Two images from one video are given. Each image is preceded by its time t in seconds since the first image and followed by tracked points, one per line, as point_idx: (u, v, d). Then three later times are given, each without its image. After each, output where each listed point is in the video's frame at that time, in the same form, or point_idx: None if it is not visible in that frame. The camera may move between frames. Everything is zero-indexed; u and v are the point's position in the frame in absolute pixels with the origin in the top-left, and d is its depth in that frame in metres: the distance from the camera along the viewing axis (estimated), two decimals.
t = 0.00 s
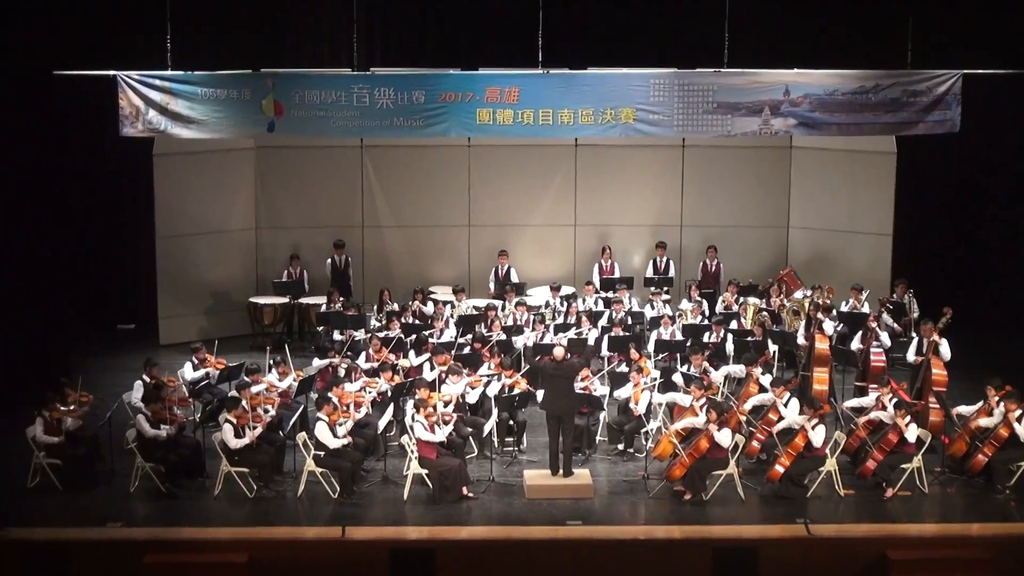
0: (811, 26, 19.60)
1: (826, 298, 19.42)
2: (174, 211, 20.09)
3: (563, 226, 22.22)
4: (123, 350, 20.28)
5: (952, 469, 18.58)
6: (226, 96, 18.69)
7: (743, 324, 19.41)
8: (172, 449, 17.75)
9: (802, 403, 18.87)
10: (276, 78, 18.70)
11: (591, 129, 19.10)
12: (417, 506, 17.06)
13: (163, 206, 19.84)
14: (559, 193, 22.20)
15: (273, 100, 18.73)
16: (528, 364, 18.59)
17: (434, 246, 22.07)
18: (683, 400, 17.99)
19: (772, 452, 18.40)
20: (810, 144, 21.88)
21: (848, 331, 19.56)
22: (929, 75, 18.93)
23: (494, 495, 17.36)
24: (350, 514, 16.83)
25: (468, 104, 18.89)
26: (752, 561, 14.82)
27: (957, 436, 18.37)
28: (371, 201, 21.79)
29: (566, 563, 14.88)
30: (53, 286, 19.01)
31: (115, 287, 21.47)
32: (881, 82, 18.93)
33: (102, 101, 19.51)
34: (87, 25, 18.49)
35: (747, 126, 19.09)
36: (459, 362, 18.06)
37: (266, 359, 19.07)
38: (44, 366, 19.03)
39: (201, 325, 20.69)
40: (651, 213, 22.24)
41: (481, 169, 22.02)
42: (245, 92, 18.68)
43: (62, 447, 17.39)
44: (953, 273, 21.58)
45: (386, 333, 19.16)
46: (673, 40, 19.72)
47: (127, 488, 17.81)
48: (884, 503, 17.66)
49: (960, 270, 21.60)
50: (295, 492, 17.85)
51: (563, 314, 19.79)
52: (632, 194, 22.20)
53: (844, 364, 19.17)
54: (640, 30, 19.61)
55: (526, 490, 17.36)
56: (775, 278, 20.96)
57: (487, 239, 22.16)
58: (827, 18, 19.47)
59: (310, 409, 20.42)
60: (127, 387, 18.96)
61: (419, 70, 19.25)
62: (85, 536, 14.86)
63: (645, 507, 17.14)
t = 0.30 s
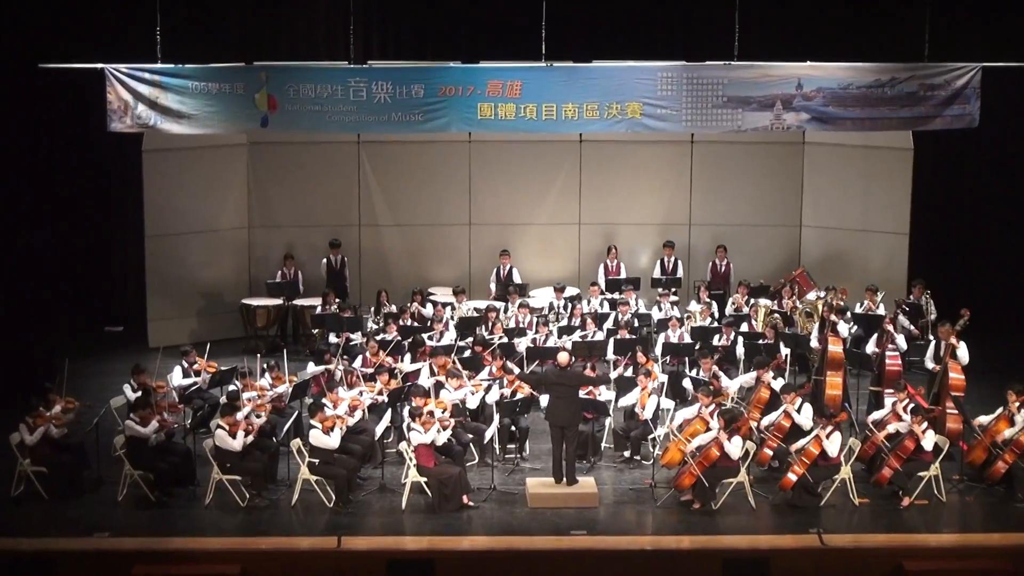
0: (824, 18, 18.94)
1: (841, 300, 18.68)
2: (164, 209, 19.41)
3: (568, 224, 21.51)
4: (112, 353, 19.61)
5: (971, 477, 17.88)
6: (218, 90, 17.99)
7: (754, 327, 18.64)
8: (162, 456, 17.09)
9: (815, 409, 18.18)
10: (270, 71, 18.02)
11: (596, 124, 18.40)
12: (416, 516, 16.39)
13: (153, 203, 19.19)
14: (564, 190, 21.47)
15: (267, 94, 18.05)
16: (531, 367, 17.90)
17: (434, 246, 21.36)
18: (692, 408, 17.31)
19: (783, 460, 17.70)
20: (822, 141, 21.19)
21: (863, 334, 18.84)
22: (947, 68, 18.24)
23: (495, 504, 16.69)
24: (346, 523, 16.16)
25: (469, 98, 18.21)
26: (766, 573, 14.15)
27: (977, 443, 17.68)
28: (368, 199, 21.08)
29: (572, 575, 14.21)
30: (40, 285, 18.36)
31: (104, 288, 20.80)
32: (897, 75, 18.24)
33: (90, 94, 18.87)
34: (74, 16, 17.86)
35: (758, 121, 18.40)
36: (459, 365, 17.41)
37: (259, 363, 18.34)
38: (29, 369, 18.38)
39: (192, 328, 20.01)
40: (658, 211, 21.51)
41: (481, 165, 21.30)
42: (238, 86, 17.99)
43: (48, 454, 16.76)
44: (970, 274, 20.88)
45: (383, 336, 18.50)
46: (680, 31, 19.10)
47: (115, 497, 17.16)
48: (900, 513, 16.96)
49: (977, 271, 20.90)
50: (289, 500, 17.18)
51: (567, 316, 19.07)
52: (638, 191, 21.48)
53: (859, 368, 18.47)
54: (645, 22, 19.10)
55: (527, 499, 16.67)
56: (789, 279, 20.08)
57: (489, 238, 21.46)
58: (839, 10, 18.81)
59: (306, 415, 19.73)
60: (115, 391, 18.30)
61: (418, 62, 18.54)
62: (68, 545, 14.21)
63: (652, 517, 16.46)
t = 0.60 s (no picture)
0: (839, 9, 18.22)
1: (859, 302, 17.88)
2: (154, 208, 18.68)
3: (574, 223, 20.72)
4: (101, 357, 18.86)
5: (996, 488, 17.07)
6: (209, 83, 17.28)
7: (769, 330, 17.83)
8: (152, 465, 16.35)
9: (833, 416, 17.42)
10: (264, 64, 17.31)
11: (604, 119, 17.65)
12: (416, 527, 15.64)
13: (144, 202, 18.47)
14: (570, 188, 20.69)
15: (261, 87, 17.34)
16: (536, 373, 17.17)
17: (436, 246, 20.59)
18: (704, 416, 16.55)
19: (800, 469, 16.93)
20: (837, 137, 20.43)
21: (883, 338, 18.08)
22: (969, 60, 17.47)
23: (499, 516, 15.91)
24: (342, 535, 15.41)
25: (471, 92, 17.46)
26: None
27: (1001, 452, 16.87)
28: (366, 197, 20.31)
29: None
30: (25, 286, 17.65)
31: (93, 291, 20.07)
32: (917, 67, 17.48)
33: (78, 88, 18.17)
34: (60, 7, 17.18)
35: (773, 116, 17.64)
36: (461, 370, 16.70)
37: (253, 369, 17.56)
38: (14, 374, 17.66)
39: (184, 331, 19.25)
40: (668, 210, 20.73)
41: (484, 162, 20.52)
42: (230, 79, 17.28)
43: (32, 463, 16.04)
44: (992, 275, 20.09)
45: (381, 340, 17.74)
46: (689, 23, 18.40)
47: (103, 507, 16.39)
48: (922, 525, 16.17)
49: (999, 272, 20.11)
50: (284, 511, 16.42)
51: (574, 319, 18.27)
52: (647, 189, 20.71)
53: (878, 374, 17.70)
54: (654, 12, 18.38)
55: (533, 510, 15.90)
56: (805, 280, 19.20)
57: (492, 238, 20.68)
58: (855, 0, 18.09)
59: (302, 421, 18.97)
60: (102, 397, 17.56)
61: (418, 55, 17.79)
62: (49, 559, 13.49)
63: (663, 529, 15.69)
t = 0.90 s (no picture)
0: None
1: (879, 303, 17.05)
2: (142, 204, 17.96)
3: (580, 221, 19.94)
4: (87, 361, 18.11)
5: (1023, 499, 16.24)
6: (199, 75, 16.51)
7: (784, 334, 16.97)
8: (138, 475, 15.56)
9: (851, 422, 16.60)
10: (255, 55, 16.55)
11: (611, 112, 16.87)
12: (415, 539, 14.86)
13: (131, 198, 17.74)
14: (576, 184, 19.90)
15: (252, 79, 16.57)
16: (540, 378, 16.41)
17: (437, 245, 19.82)
18: (716, 421, 15.74)
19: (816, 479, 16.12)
20: (853, 132, 19.68)
21: (903, 341, 17.22)
22: (994, 50, 16.65)
23: (502, 527, 15.13)
24: (337, 549, 14.63)
25: (473, 84, 16.69)
26: None
27: None
28: (364, 194, 19.55)
29: None
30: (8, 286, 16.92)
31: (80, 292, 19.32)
32: (939, 58, 16.68)
33: (62, 81, 17.44)
34: None
35: (788, 109, 16.85)
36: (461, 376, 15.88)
37: (244, 373, 16.78)
38: None
39: (173, 333, 18.48)
40: (677, 207, 19.94)
41: (485, 157, 19.75)
42: (220, 71, 16.52)
43: (11, 473, 15.26)
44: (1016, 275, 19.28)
45: (376, 343, 16.81)
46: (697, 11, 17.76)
47: (87, 519, 15.59)
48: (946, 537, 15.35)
49: None
50: (276, 522, 15.63)
51: (579, 321, 17.47)
52: (656, 185, 19.93)
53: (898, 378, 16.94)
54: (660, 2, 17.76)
55: (536, 522, 15.11)
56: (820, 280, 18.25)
57: (495, 236, 19.89)
58: None
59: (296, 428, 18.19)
60: (87, 403, 16.80)
61: (418, 45, 17.03)
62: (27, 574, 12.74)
63: (675, 542, 14.90)
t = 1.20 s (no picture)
0: None
1: (898, 306, 16.27)
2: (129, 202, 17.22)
3: (586, 220, 18.60)
4: (73, 366, 17.37)
5: None
6: (187, 67, 15.80)
7: (799, 339, 16.17)
8: (123, 485, 14.76)
9: (869, 431, 15.82)
10: (246, 47, 15.84)
11: (618, 106, 16.12)
12: (412, 554, 14.09)
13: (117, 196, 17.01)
14: (581, 181, 18.56)
15: (242, 72, 15.86)
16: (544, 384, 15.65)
17: (435, 245, 18.45)
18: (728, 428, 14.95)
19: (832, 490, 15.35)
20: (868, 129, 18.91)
21: (922, 346, 16.54)
22: (1018, 42, 15.91)
23: (503, 540, 14.37)
24: (330, 563, 13.89)
25: (473, 77, 15.97)
26: None
27: None
28: (356, 191, 18.18)
29: None
30: None
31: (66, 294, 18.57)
32: (961, 50, 15.93)
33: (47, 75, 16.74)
34: None
35: (803, 103, 16.11)
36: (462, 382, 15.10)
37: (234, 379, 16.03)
38: None
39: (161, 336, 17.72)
40: (689, 205, 18.59)
41: (486, 153, 18.39)
42: (209, 63, 15.81)
43: None
44: None
45: (374, 348, 16.13)
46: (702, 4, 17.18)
47: (70, 531, 14.80)
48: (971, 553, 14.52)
49: None
50: (268, 535, 14.85)
51: (584, 324, 16.62)
52: (666, 182, 18.59)
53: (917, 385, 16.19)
54: None
55: (539, 533, 14.38)
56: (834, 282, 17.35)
57: (495, 235, 18.53)
58: None
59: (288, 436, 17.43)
60: (70, 410, 16.05)
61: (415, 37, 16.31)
62: None
63: (687, 557, 14.13)
